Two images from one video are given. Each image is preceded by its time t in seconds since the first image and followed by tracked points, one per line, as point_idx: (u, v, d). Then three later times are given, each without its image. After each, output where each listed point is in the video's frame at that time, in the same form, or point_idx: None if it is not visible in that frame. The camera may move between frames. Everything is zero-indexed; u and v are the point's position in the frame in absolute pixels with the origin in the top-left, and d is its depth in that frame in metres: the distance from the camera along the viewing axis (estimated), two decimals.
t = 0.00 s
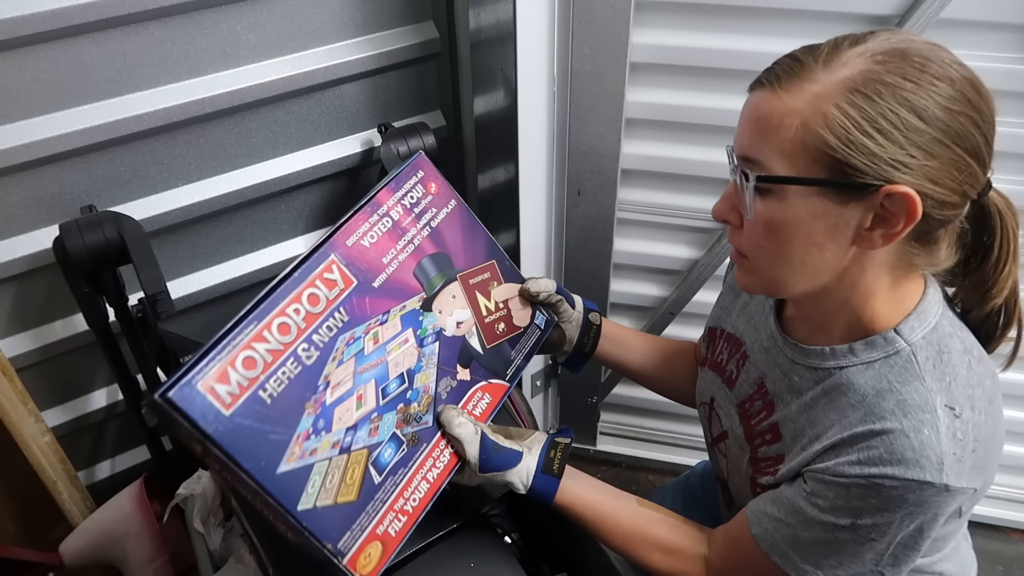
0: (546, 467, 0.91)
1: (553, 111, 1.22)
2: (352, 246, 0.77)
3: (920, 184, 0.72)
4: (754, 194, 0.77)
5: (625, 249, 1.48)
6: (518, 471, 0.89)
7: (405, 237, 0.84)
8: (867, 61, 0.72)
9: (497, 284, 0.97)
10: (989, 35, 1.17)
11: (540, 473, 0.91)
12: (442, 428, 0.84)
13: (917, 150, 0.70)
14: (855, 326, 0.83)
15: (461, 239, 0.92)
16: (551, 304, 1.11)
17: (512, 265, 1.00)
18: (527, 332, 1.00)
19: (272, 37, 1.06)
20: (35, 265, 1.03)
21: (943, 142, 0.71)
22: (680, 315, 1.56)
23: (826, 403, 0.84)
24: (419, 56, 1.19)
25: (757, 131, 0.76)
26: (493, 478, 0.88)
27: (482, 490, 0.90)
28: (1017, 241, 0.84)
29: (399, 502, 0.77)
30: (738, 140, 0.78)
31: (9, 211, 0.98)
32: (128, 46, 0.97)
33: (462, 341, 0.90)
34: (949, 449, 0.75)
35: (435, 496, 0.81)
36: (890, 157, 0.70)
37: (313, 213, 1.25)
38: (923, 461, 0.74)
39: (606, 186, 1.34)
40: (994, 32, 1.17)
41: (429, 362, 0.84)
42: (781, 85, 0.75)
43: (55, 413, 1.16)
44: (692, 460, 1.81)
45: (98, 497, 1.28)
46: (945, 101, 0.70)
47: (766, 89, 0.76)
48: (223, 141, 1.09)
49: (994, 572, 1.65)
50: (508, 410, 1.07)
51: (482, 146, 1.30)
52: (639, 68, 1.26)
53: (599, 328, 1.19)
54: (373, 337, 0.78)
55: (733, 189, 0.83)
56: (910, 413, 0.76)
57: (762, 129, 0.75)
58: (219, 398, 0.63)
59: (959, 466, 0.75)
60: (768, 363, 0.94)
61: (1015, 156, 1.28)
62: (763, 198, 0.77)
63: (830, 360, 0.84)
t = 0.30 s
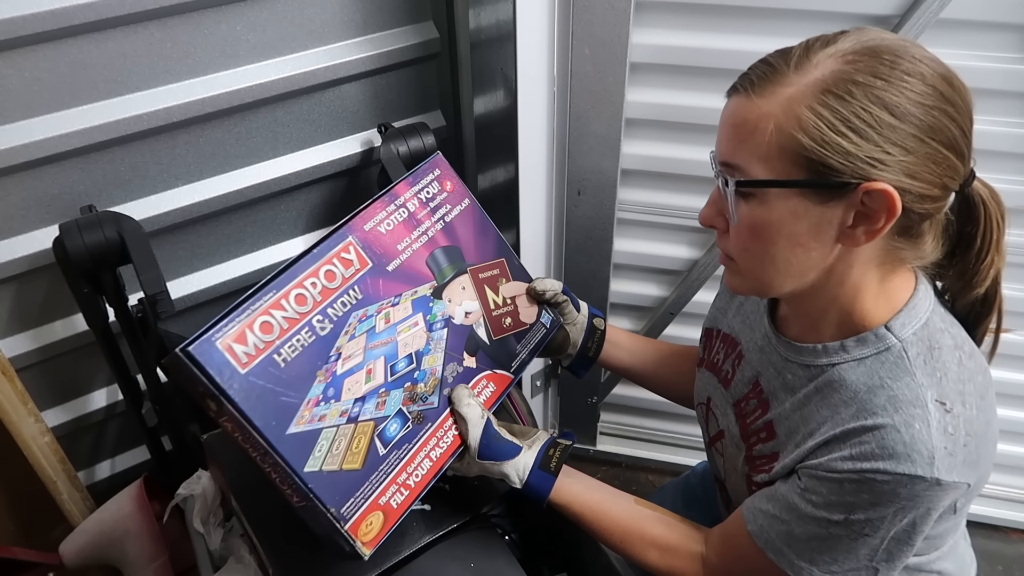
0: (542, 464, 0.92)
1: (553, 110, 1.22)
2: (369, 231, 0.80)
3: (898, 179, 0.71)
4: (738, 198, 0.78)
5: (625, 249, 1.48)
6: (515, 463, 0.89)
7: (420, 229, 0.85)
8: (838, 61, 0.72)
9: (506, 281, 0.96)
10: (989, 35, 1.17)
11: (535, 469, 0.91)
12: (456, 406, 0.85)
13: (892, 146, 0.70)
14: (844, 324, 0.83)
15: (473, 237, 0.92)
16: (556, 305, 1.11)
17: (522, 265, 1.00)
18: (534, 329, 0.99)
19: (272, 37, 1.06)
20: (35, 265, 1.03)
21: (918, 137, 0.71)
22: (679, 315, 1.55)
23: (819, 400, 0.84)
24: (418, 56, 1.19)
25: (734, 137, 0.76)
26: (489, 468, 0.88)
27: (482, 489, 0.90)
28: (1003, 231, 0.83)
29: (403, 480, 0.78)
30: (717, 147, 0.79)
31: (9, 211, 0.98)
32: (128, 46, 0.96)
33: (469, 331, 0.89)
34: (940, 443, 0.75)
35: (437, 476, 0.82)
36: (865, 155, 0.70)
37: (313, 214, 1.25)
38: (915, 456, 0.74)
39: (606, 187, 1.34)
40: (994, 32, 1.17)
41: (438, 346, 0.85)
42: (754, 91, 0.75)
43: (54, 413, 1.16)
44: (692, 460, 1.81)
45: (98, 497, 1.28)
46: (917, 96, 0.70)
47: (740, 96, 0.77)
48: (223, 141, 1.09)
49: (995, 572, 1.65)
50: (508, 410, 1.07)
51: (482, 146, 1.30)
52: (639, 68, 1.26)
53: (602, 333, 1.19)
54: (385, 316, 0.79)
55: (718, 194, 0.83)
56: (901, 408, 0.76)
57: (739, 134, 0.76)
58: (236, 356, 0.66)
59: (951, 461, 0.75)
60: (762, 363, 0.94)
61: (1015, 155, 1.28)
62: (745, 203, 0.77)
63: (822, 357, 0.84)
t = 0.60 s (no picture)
0: (540, 463, 0.92)
1: (553, 110, 1.22)
2: (378, 224, 0.79)
3: (885, 177, 0.71)
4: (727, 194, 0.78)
5: (625, 249, 1.48)
6: (514, 461, 0.89)
7: (427, 224, 0.85)
8: (826, 60, 0.72)
9: (508, 280, 0.96)
10: (989, 35, 1.17)
11: (533, 469, 0.91)
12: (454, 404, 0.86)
13: (879, 144, 0.70)
14: (835, 320, 0.83)
15: (479, 234, 0.92)
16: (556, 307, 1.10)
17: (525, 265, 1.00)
18: (534, 330, 0.99)
19: (272, 38, 1.06)
20: (35, 265, 1.03)
21: (904, 135, 0.71)
22: (679, 315, 1.55)
23: (815, 395, 0.84)
24: (418, 56, 1.19)
25: (724, 134, 0.77)
26: (486, 466, 0.87)
27: (481, 488, 0.89)
28: (992, 228, 0.83)
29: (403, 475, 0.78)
30: (709, 143, 0.79)
31: (9, 211, 0.98)
32: (128, 46, 0.97)
33: (472, 328, 0.89)
34: (935, 435, 0.75)
35: (436, 472, 0.82)
36: (852, 153, 0.70)
37: (313, 214, 1.25)
38: (910, 447, 0.74)
39: (605, 187, 1.34)
40: (994, 32, 1.17)
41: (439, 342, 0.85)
42: (744, 89, 0.75)
43: (54, 413, 1.16)
44: (692, 460, 1.81)
45: (98, 497, 1.28)
46: (903, 95, 0.70)
47: (729, 94, 0.77)
48: (223, 141, 1.09)
49: (995, 572, 1.64)
50: (508, 409, 1.06)
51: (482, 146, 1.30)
52: (639, 68, 1.27)
53: (601, 337, 1.19)
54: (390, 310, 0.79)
55: (710, 191, 0.83)
56: (896, 401, 0.76)
57: (728, 131, 0.76)
58: (244, 342, 0.66)
59: (946, 453, 0.75)
60: (760, 359, 0.94)
61: (1015, 155, 1.28)
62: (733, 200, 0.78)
63: (818, 353, 0.84)
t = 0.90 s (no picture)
0: (538, 467, 0.91)
1: (553, 110, 1.22)
2: (377, 227, 0.80)
3: (872, 180, 0.71)
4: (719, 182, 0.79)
5: (624, 249, 1.48)
6: (512, 466, 0.88)
7: (427, 227, 0.85)
8: (823, 57, 0.72)
9: (508, 283, 0.96)
10: (990, 35, 1.17)
11: (530, 472, 0.91)
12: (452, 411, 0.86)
13: (868, 146, 0.70)
14: (828, 316, 0.84)
15: (479, 237, 0.92)
16: (555, 308, 1.10)
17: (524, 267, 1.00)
18: (533, 333, 0.99)
19: (272, 37, 1.06)
20: (35, 265, 1.03)
21: (895, 138, 0.70)
22: (679, 315, 1.55)
23: (812, 392, 0.84)
24: (418, 56, 1.18)
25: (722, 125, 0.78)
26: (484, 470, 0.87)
27: (481, 489, 0.90)
28: (991, 238, 0.83)
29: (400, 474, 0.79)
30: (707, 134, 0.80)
31: (9, 211, 0.98)
32: (128, 46, 0.96)
33: (471, 331, 0.89)
34: (930, 434, 0.75)
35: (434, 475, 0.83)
36: (839, 154, 0.70)
37: (313, 214, 1.25)
38: (904, 445, 0.74)
39: (605, 187, 1.34)
40: (994, 32, 1.17)
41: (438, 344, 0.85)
42: (741, 85, 0.76)
43: (55, 413, 1.16)
44: (692, 460, 1.81)
45: (98, 497, 1.28)
46: (896, 99, 0.69)
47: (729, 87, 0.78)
48: (223, 141, 1.09)
49: (995, 572, 1.64)
50: (508, 409, 1.06)
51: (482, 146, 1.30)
52: (639, 68, 1.26)
53: (600, 339, 1.18)
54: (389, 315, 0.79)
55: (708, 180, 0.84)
56: (891, 398, 0.76)
57: (725, 123, 0.77)
58: (242, 349, 0.66)
59: (941, 449, 0.75)
60: (758, 358, 0.94)
61: (1015, 155, 1.28)
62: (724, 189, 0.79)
63: (815, 351, 0.84)
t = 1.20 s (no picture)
0: (536, 470, 0.91)
1: (553, 110, 1.22)
2: (379, 228, 0.79)
3: (859, 180, 0.71)
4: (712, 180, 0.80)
5: (624, 249, 1.48)
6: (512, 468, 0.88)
7: (428, 228, 0.85)
8: (814, 58, 0.72)
9: (508, 284, 0.96)
10: (990, 35, 1.17)
11: (529, 475, 0.90)
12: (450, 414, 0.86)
13: (855, 146, 0.70)
14: (824, 316, 0.84)
15: (480, 237, 0.92)
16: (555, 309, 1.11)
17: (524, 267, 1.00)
18: (532, 335, 0.99)
19: (271, 37, 1.06)
20: (35, 265, 1.03)
21: (881, 138, 0.70)
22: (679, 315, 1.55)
23: (810, 392, 0.84)
24: (419, 56, 1.19)
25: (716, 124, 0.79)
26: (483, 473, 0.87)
27: (481, 489, 0.90)
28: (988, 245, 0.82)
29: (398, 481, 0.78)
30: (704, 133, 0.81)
31: (9, 211, 0.98)
32: (128, 46, 0.96)
33: (471, 333, 0.89)
34: (927, 433, 0.75)
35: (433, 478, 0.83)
36: (824, 153, 0.70)
37: (313, 214, 1.25)
38: (901, 444, 0.74)
39: (605, 187, 1.34)
40: (993, 32, 1.17)
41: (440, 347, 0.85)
42: (736, 84, 0.77)
43: (54, 413, 1.16)
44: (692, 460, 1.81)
45: (98, 497, 1.28)
46: (885, 100, 0.69)
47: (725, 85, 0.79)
48: (224, 141, 1.09)
49: (994, 572, 1.65)
50: (508, 410, 1.06)
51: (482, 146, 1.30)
52: (639, 68, 1.26)
53: (599, 340, 1.19)
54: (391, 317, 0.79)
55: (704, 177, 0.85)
56: (888, 397, 0.76)
57: (720, 121, 0.78)
58: (244, 351, 0.66)
59: (938, 448, 0.75)
60: (756, 357, 0.94)
61: (1015, 155, 1.28)
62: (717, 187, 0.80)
63: (813, 350, 0.84)
